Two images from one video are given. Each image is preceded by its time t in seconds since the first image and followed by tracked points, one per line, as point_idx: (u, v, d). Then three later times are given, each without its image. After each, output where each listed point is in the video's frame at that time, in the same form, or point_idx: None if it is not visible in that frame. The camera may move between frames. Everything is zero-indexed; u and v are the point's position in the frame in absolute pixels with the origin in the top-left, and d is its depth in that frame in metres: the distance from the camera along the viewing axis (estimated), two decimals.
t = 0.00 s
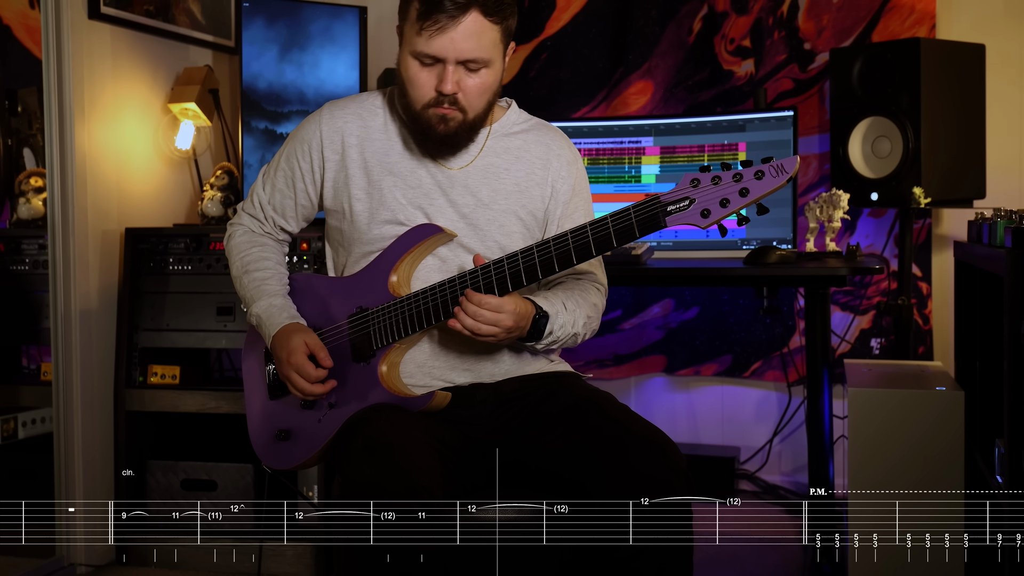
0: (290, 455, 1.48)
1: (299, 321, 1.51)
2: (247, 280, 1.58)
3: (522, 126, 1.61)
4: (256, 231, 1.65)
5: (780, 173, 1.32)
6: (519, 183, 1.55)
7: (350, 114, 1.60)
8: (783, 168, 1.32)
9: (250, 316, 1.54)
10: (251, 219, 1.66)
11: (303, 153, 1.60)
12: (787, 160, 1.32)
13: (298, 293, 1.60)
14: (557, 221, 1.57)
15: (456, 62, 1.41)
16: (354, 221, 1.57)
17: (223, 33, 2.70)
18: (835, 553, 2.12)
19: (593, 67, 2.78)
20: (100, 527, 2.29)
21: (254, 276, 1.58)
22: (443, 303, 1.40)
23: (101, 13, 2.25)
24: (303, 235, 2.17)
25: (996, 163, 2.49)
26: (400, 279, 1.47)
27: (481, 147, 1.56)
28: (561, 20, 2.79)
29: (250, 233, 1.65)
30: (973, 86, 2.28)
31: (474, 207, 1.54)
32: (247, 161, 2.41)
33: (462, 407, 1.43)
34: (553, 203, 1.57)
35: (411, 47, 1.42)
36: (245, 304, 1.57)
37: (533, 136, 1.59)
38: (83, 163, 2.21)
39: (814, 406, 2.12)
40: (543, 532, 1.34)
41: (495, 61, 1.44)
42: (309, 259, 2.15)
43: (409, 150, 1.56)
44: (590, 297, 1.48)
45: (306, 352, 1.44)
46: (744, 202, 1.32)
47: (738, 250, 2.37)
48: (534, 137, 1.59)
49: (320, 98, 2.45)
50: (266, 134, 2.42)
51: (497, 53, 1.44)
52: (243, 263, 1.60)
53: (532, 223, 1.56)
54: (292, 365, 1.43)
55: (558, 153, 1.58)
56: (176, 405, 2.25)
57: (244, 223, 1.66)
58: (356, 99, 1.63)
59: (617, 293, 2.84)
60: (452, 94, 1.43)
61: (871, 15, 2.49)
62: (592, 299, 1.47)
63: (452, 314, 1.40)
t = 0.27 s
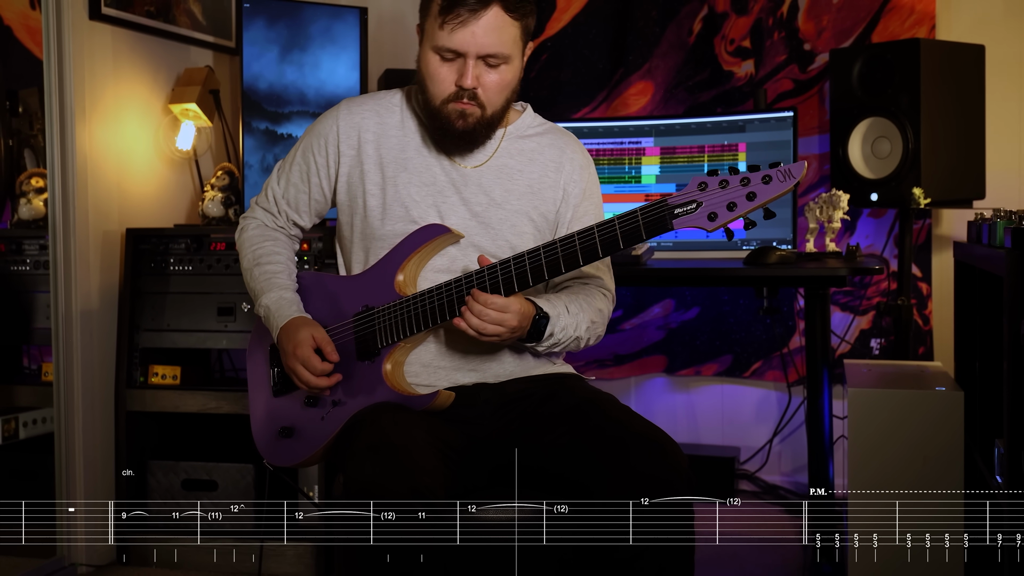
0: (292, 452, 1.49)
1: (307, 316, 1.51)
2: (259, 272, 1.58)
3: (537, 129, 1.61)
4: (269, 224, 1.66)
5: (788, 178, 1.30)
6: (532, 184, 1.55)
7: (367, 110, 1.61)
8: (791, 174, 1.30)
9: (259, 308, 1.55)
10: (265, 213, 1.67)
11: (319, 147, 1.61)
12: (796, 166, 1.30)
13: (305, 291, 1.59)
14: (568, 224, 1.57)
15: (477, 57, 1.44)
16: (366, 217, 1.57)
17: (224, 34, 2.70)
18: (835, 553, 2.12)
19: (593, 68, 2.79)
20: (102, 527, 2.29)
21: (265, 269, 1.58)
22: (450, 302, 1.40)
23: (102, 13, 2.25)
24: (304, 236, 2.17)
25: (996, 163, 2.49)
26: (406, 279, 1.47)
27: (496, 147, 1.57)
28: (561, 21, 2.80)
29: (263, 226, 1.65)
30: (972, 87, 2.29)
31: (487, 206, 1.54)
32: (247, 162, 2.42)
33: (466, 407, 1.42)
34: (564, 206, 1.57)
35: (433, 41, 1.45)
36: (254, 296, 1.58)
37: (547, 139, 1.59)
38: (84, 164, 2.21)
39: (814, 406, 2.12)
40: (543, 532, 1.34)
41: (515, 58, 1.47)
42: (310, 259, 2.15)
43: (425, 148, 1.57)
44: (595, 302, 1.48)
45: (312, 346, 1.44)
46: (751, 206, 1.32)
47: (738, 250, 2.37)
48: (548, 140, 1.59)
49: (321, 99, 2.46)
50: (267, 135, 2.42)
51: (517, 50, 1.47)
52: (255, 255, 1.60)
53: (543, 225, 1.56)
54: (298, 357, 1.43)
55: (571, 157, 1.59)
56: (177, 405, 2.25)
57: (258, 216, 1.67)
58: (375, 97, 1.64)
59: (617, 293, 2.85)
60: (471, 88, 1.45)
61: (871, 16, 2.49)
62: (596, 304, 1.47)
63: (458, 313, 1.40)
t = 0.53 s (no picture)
0: (294, 449, 1.49)
1: (314, 312, 1.52)
2: (268, 268, 1.58)
3: (548, 133, 1.62)
4: (279, 221, 1.66)
5: (798, 186, 1.30)
6: (542, 186, 1.56)
7: (381, 108, 1.61)
8: (801, 181, 1.30)
9: (266, 303, 1.55)
10: (275, 210, 1.67)
11: (332, 144, 1.61)
12: (807, 174, 1.29)
13: (315, 289, 1.59)
14: (576, 227, 1.57)
15: (497, 55, 1.44)
16: (376, 214, 1.57)
17: (224, 34, 2.71)
18: (835, 553, 2.12)
19: (593, 68, 2.79)
20: (103, 527, 2.29)
21: (275, 264, 1.59)
22: (458, 302, 1.40)
23: (103, 14, 2.25)
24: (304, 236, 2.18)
25: (996, 164, 2.50)
26: (415, 278, 1.47)
27: (507, 148, 1.57)
28: (561, 21, 2.80)
29: (274, 223, 1.65)
30: (972, 87, 2.29)
31: (497, 205, 1.54)
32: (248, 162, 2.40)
33: (469, 406, 1.42)
34: (573, 209, 1.57)
35: (454, 37, 1.45)
36: (262, 291, 1.58)
37: (557, 143, 1.60)
38: (85, 165, 2.22)
39: (813, 406, 2.13)
40: (543, 532, 1.34)
41: (534, 58, 1.48)
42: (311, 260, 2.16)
43: (436, 147, 1.57)
44: (599, 306, 1.48)
45: (317, 342, 1.44)
46: (761, 213, 1.31)
47: (738, 250, 2.38)
48: (559, 144, 1.60)
49: (321, 99, 2.47)
50: (267, 135, 2.42)
51: (536, 51, 1.47)
52: (265, 251, 1.61)
53: (552, 227, 1.56)
54: (300, 351, 1.44)
55: (581, 161, 1.59)
56: (178, 405, 2.26)
57: (269, 213, 1.67)
58: (389, 96, 1.65)
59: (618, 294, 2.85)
60: (490, 86, 1.45)
61: (871, 16, 2.49)
62: (600, 309, 1.47)
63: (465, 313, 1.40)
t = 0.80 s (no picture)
0: (295, 449, 1.49)
1: (313, 312, 1.52)
2: (267, 270, 1.59)
3: (545, 133, 1.62)
4: (279, 224, 1.66)
5: (801, 190, 1.31)
6: (541, 185, 1.56)
7: (379, 110, 1.62)
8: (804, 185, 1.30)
9: (266, 304, 1.56)
10: (275, 213, 1.67)
11: (331, 146, 1.61)
12: (809, 178, 1.31)
13: (314, 290, 1.60)
14: (574, 226, 1.58)
15: (516, 50, 1.46)
16: (377, 215, 1.57)
17: (225, 35, 2.71)
18: (835, 553, 2.12)
19: (593, 69, 2.79)
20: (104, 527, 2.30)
21: (275, 267, 1.59)
22: (461, 303, 1.40)
23: (104, 15, 2.25)
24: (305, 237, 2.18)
25: (995, 164, 2.50)
26: (416, 279, 1.48)
27: (506, 149, 1.58)
28: (561, 22, 2.80)
29: (273, 226, 1.65)
30: (972, 88, 2.29)
31: (496, 205, 1.54)
32: (249, 163, 2.41)
33: (470, 406, 1.43)
34: (571, 209, 1.58)
35: (471, 37, 1.46)
36: (261, 293, 1.58)
37: (555, 143, 1.60)
38: (85, 165, 2.22)
39: (813, 407, 2.13)
40: (544, 532, 1.35)
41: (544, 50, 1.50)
42: (311, 260, 2.16)
43: (435, 147, 1.57)
44: (599, 307, 1.48)
45: (312, 344, 1.45)
46: (764, 216, 1.31)
47: (739, 250, 2.38)
48: (557, 144, 1.60)
49: (321, 99, 2.48)
50: (268, 135, 2.42)
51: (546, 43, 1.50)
52: (265, 254, 1.61)
53: (551, 227, 1.57)
54: (291, 348, 1.46)
55: (578, 162, 1.60)
56: (178, 406, 2.26)
57: (268, 216, 1.67)
58: (386, 98, 1.65)
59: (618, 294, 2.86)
60: (512, 81, 1.47)
61: (870, 17, 2.50)
62: (600, 309, 1.48)
63: (468, 314, 1.40)
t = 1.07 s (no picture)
0: (294, 453, 1.50)
1: (308, 317, 1.52)
2: (260, 276, 1.59)
3: (533, 130, 1.62)
4: (270, 230, 1.67)
5: (790, 180, 1.33)
6: (531, 183, 1.56)
7: (366, 115, 1.62)
8: (793, 175, 1.33)
9: (261, 311, 1.56)
10: (266, 220, 1.68)
11: (319, 152, 1.62)
12: (798, 168, 1.32)
13: (309, 294, 1.61)
14: (566, 222, 1.58)
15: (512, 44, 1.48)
16: (368, 219, 1.57)
17: (226, 36, 2.72)
18: (835, 553, 2.12)
19: (594, 69, 2.80)
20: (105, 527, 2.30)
21: (267, 273, 1.59)
22: (455, 303, 1.41)
23: (105, 15, 2.26)
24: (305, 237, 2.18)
25: (995, 165, 2.50)
26: (411, 280, 1.48)
27: (494, 149, 1.58)
28: (561, 23, 2.81)
29: (264, 232, 1.66)
30: (971, 88, 2.30)
31: (487, 206, 1.54)
32: (250, 163, 2.42)
33: (467, 407, 1.44)
34: (562, 205, 1.58)
35: (465, 35, 1.47)
36: (256, 300, 1.59)
37: (544, 140, 1.60)
38: (87, 166, 2.22)
39: (813, 407, 2.13)
40: (543, 533, 1.34)
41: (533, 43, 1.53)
42: (312, 261, 2.16)
43: (424, 149, 1.58)
44: (593, 301, 1.49)
45: (311, 344, 1.45)
46: (754, 207, 1.33)
47: (739, 251, 2.38)
48: (545, 141, 1.60)
49: (322, 100, 2.47)
50: (268, 136, 2.42)
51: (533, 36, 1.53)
52: (258, 260, 1.61)
53: (543, 224, 1.57)
54: (294, 354, 1.45)
55: (568, 157, 1.60)
56: (179, 406, 2.26)
57: (259, 223, 1.67)
58: (372, 102, 1.65)
59: (618, 295, 2.86)
60: (510, 75, 1.49)
61: (870, 18, 2.50)
62: (595, 304, 1.48)
63: (463, 313, 1.41)
